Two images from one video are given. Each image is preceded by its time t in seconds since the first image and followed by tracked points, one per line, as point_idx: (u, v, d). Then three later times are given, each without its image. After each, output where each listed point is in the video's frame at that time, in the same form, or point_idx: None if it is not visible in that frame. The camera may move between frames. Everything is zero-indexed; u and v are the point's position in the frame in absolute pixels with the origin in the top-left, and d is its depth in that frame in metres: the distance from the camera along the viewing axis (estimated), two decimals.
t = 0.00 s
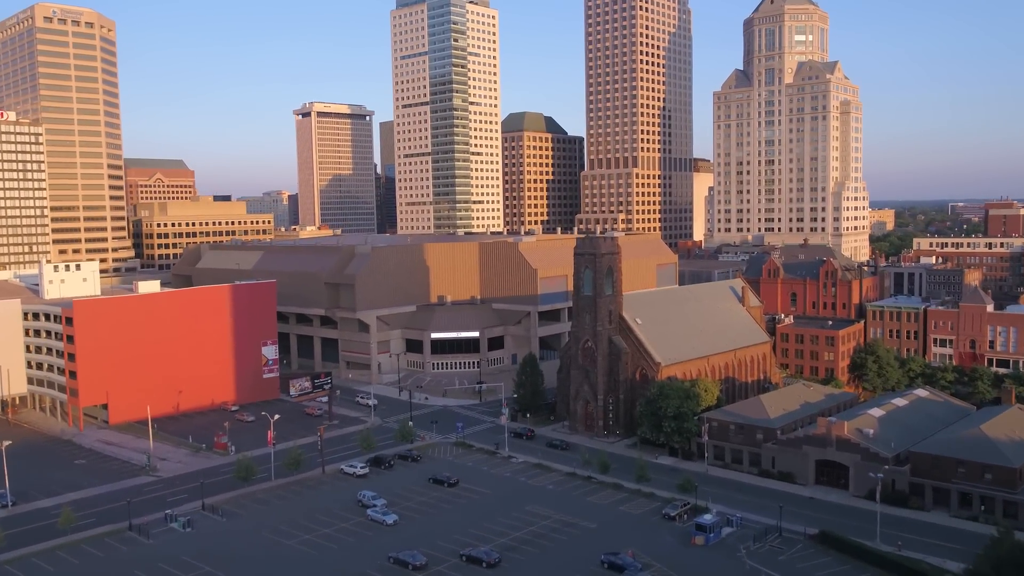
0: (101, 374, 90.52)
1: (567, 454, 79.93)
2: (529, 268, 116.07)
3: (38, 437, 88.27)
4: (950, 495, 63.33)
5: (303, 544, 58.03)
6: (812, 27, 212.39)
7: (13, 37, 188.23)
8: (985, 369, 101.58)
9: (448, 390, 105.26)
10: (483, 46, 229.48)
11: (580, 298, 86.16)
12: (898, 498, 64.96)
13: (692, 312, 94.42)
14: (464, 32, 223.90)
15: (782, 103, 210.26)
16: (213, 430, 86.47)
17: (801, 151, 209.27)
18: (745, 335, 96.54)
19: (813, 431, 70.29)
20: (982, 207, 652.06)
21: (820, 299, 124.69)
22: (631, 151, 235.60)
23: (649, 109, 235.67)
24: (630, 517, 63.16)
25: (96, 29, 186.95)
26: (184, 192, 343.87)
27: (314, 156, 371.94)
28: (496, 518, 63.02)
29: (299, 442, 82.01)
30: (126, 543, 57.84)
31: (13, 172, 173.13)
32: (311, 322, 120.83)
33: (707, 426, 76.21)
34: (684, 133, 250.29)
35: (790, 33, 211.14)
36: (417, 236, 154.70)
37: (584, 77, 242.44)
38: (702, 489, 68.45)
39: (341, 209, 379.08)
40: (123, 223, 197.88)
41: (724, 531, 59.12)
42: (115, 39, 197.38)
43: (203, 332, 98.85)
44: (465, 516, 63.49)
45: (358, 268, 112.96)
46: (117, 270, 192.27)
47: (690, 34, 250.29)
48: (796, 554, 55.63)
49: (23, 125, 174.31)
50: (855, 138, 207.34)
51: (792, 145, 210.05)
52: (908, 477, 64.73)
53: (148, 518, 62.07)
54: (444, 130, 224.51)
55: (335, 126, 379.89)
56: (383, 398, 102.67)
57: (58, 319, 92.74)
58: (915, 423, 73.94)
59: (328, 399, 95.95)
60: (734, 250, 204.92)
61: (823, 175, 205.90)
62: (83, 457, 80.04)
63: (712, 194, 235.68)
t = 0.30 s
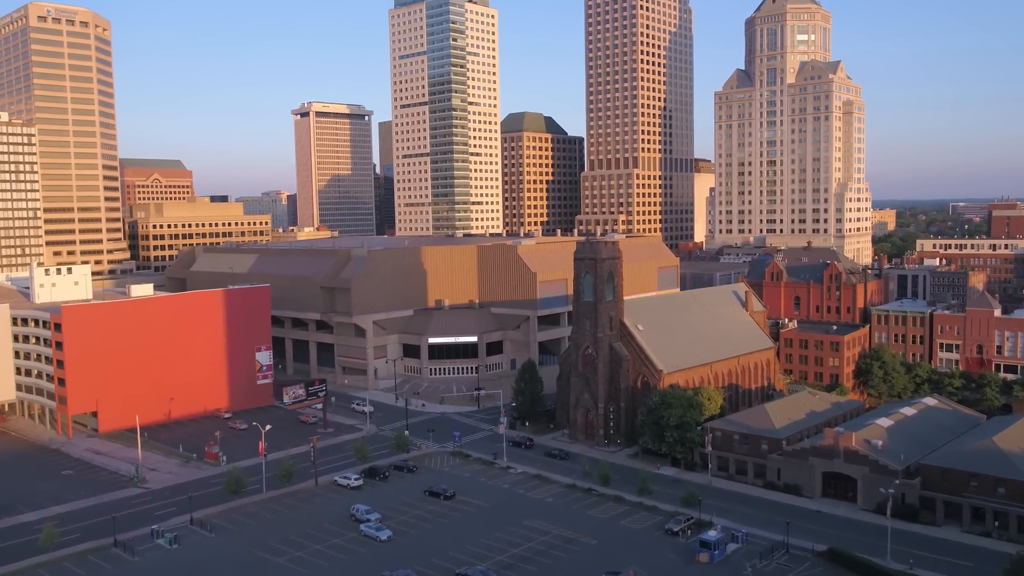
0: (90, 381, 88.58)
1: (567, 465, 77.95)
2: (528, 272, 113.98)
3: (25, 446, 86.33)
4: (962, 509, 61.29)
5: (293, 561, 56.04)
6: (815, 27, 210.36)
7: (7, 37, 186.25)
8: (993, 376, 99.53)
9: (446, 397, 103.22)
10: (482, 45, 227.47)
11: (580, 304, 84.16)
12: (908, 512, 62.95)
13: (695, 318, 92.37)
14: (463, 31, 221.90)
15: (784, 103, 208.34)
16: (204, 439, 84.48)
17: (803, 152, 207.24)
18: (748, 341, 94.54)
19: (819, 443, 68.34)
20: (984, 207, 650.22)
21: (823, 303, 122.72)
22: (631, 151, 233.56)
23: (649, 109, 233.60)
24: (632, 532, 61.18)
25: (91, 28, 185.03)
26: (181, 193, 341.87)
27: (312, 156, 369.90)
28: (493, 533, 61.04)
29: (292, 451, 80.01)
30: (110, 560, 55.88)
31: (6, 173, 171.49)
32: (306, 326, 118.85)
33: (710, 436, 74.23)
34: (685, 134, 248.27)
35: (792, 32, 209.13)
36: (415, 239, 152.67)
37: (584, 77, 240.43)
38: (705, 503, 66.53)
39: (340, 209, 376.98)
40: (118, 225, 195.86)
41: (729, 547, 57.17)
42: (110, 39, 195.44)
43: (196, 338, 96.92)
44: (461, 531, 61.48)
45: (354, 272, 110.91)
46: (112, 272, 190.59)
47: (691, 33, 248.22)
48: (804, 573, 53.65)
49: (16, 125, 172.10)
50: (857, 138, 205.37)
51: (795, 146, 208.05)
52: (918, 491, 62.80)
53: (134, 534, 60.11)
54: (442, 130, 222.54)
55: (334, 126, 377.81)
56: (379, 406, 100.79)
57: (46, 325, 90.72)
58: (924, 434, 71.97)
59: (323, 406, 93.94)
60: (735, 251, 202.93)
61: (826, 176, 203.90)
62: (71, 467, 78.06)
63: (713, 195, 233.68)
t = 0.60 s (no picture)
0: (77, 390, 86.20)
1: (566, 477, 75.71)
2: (525, 276, 111.38)
3: (9, 457, 83.96)
4: (977, 528, 58.98)
5: None
6: (817, 26, 208.06)
7: None
8: (1002, 383, 96.93)
9: (442, 405, 100.98)
10: (481, 45, 225.12)
11: (580, 311, 81.87)
12: (920, 530, 60.71)
13: (698, 325, 90.07)
14: (461, 31, 219.61)
15: (786, 103, 206.09)
16: (193, 450, 82.24)
17: (805, 152, 204.97)
18: (752, 348, 92.22)
19: (827, 456, 66.08)
20: (986, 207, 648.37)
21: (827, 308, 120.51)
22: (632, 152, 231.13)
23: (650, 109, 231.31)
24: (634, 551, 58.90)
25: (84, 27, 182.86)
26: (178, 193, 339.55)
27: (310, 156, 367.64)
28: (489, 553, 58.72)
29: (283, 464, 77.77)
30: None
31: None
32: (301, 331, 116.61)
33: (714, 449, 72.07)
34: (686, 134, 245.98)
35: (794, 32, 206.97)
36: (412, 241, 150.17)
37: (584, 77, 238.18)
38: (709, 519, 64.27)
39: (339, 210, 374.68)
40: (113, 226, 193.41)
41: (735, 568, 54.93)
42: (104, 38, 193.19)
43: (186, 345, 94.58)
44: (456, 551, 59.16)
45: (349, 277, 108.57)
46: (106, 275, 188.06)
47: (692, 33, 245.98)
48: None
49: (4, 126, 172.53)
50: (860, 139, 203.02)
51: (797, 146, 205.79)
52: (930, 508, 60.53)
53: (116, 554, 57.79)
54: (441, 131, 220.14)
55: (332, 126, 375.65)
56: (374, 414, 98.60)
57: (32, 332, 88.37)
58: (937, 447, 69.62)
59: (316, 415, 91.69)
60: (737, 253, 200.60)
61: (828, 177, 201.65)
62: (55, 480, 75.74)
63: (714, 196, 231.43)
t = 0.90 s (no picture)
0: (62, 400, 83.73)
1: (565, 492, 73.32)
2: (524, 281, 108.89)
3: None
4: (993, 548, 56.62)
5: None
6: (820, 26, 205.50)
7: None
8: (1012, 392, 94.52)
9: (439, 414, 98.63)
10: (479, 45, 222.61)
11: (579, 319, 79.41)
12: (933, 551, 58.33)
13: (701, 333, 87.56)
14: (459, 30, 217.12)
15: (789, 104, 203.62)
16: (181, 462, 79.85)
17: (808, 153, 202.43)
18: (756, 356, 89.84)
19: (836, 472, 63.69)
20: (988, 207, 646.18)
21: (832, 313, 117.95)
22: (632, 153, 228.65)
23: (650, 109, 228.86)
24: (635, 572, 56.49)
25: (77, 27, 180.55)
26: (176, 194, 337.25)
27: (308, 156, 365.15)
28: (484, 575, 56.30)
29: (273, 477, 75.39)
30: None
31: None
32: (295, 337, 114.25)
33: (718, 463, 69.71)
34: (687, 134, 243.46)
35: (797, 31, 204.56)
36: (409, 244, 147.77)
37: (584, 77, 235.68)
38: (713, 538, 61.87)
39: (338, 210, 372.33)
40: (107, 228, 191.02)
41: None
42: (98, 38, 190.84)
43: (174, 353, 92.16)
44: (449, 572, 56.74)
45: (343, 282, 106.09)
46: (100, 278, 185.64)
47: (693, 32, 243.45)
48: None
49: None
50: (864, 140, 200.53)
51: (799, 147, 203.24)
52: (944, 528, 58.24)
53: None
54: (439, 132, 217.70)
55: (330, 126, 373.35)
56: (368, 423, 96.28)
57: (16, 340, 85.92)
58: (948, 462, 67.25)
59: (308, 425, 89.32)
60: (739, 255, 198.23)
61: (831, 179, 198.98)
62: (38, 495, 73.35)
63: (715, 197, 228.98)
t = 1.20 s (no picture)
0: (45, 411, 81.13)
1: (564, 508, 70.75)
2: (521, 287, 106.27)
3: None
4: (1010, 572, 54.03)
5: None
6: (822, 25, 203.11)
7: None
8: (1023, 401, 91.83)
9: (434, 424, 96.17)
10: (477, 45, 220.07)
11: (578, 328, 76.90)
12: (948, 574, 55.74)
13: (703, 341, 85.03)
14: (457, 30, 214.58)
15: (791, 104, 201.11)
16: (167, 476, 77.32)
17: (810, 154, 199.81)
18: (760, 365, 87.33)
19: (845, 490, 61.13)
20: (989, 207, 644.80)
21: (836, 319, 115.60)
22: (632, 153, 226.08)
23: (650, 109, 226.33)
24: None
25: (70, 26, 178.25)
26: (172, 194, 334.85)
27: (305, 157, 362.62)
28: None
29: (261, 492, 72.90)
30: None
31: None
32: (287, 344, 111.79)
33: (722, 479, 67.34)
34: (687, 135, 240.88)
35: (798, 31, 202.33)
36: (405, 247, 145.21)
37: (584, 77, 233.19)
38: (717, 559, 59.36)
39: (336, 211, 369.88)
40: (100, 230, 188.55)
41: None
42: (90, 37, 188.42)
43: (162, 361, 89.60)
44: None
45: (336, 287, 103.56)
46: (93, 280, 183.15)
47: (693, 32, 240.90)
48: None
49: None
50: (867, 140, 197.95)
51: (801, 148, 200.69)
52: (959, 549, 55.66)
53: None
54: (437, 133, 215.19)
55: (328, 127, 370.97)
56: (361, 433, 93.78)
57: None
58: (962, 479, 64.67)
59: (299, 436, 86.79)
60: (740, 258, 195.73)
61: (834, 180, 196.30)
62: (17, 510, 70.81)
63: (716, 198, 226.46)
